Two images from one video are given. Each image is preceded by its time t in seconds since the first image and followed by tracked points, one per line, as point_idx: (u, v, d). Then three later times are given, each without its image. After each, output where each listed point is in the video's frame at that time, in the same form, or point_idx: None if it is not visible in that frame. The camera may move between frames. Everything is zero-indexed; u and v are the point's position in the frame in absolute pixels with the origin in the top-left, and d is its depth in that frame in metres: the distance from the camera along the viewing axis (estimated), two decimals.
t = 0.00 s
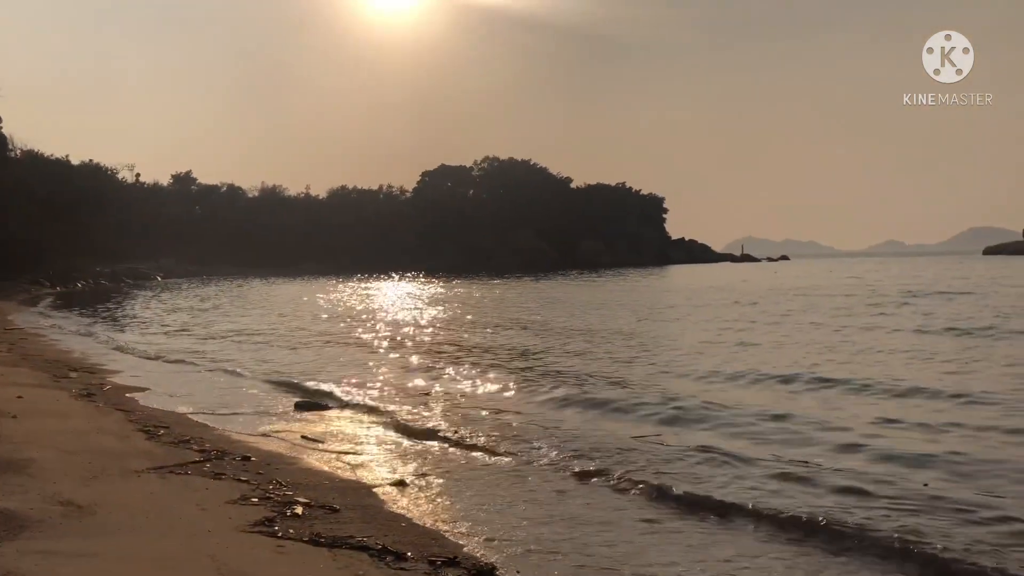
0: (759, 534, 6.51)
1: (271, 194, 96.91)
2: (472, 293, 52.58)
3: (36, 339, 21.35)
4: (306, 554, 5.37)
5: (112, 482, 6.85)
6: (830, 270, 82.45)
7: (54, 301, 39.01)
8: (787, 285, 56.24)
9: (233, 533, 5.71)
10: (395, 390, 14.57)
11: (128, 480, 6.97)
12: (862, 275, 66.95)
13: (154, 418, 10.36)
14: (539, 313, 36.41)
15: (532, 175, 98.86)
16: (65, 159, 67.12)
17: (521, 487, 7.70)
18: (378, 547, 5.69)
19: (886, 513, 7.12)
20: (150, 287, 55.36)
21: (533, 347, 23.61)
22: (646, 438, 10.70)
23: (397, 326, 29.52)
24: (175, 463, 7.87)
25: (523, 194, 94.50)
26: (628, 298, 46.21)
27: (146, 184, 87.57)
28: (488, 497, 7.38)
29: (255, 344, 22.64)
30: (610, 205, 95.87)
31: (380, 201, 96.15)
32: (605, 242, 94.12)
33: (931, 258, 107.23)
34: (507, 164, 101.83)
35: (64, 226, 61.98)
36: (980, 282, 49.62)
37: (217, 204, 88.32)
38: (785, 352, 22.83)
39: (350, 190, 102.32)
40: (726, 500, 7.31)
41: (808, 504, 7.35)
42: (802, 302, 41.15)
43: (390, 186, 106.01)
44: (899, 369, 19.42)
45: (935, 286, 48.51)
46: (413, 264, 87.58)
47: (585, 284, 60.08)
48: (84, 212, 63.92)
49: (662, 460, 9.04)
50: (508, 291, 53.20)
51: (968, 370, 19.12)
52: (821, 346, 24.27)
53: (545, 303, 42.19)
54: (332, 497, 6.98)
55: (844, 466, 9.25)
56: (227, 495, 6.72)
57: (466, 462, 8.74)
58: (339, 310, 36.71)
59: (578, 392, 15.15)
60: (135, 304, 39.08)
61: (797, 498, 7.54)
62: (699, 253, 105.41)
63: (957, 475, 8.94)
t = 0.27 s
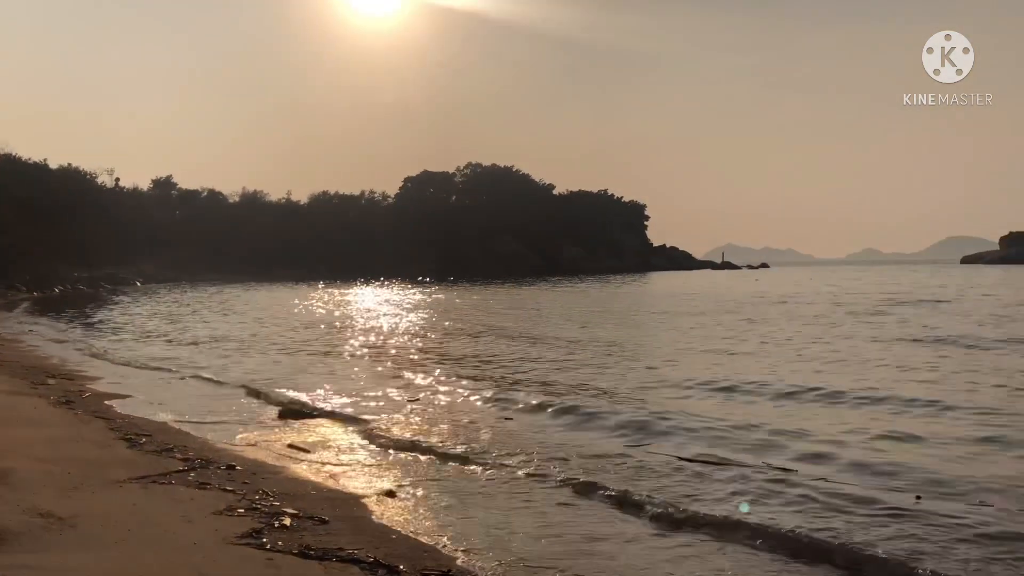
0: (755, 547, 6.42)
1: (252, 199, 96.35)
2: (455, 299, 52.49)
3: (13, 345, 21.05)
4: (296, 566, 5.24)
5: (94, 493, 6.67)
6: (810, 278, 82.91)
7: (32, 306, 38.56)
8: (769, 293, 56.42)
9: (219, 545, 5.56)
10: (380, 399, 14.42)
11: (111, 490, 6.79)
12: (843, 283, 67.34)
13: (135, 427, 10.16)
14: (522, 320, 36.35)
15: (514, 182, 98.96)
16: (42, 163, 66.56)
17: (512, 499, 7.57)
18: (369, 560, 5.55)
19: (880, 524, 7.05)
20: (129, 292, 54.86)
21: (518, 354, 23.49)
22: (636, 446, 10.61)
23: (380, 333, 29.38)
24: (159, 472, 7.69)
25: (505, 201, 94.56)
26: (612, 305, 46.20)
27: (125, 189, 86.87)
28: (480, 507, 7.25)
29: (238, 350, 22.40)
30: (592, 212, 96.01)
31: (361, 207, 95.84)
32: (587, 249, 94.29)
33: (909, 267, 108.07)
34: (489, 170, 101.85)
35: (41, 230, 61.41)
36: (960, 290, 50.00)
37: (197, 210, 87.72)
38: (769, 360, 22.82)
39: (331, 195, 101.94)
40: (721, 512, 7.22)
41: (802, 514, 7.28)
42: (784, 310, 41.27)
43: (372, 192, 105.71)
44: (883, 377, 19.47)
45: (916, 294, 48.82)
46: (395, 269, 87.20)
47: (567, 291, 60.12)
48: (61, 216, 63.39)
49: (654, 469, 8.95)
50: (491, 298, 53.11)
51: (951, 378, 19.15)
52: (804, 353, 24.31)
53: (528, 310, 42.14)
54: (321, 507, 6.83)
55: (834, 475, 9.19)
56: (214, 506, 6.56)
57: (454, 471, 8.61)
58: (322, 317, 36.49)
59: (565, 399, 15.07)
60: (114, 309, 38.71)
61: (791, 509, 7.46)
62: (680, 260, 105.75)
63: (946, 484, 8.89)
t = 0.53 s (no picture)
0: (755, 556, 6.34)
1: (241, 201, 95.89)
2: (445, 302, 52.38)
3: None
4: None
5: (84, 499, 6.54)
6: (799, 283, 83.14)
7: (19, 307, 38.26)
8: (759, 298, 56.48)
9: (213, 554, 5.44)
10: (372, 404, 14.31)
11: (101, 495, 6.68)
12: (833, 288, 67.45)
13: (124, 431, 10.03)
14: (513, 323, 36.29)
15: (504, 185, 98.93)
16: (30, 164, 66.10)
17: (510, 506, 7.47)
18: (365, 570, 5.45)
19: (881, 534, 6.97)
20: (117, 294, 54.54)
21: (508, 359, 23.42)
22: (631, 452, 10.52)
23: (370, 337, 29.27)
24: (151, 478, 7.56)
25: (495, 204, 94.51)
26: (602, 309, 46.14)
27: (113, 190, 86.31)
28: (477, 516, 7.14)
29: (227, 354, 22.24)
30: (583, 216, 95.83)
31: (351, 210, 95.52)
32: (576, 253, 94.32)
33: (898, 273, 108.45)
34: (480, 173, 101.79)
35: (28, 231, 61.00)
36: (948, 296, 50.19)
37: (186, 212, 87.23)
38: (761, 365, 22.80)
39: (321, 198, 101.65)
40: (720, 520, 7.14)
41: (802, 523, 7.20)
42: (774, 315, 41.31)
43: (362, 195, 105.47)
44: (875, 383, 19.46)
45: (905, 300, 48.93)
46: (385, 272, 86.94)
47: (557, 295, 60.08)
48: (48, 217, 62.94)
49: (650, 476, 8.86)
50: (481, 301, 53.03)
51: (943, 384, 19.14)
52: (795, 359, 24.31)
53: (519, 313, 42.07)
54: (316, 515, 6.72)
55: (831, 482, 9.13)
56: (206, 513, 6.44)
57: (449, 478, 8.50)
58: (311, 319, 36.34)
59: (558, 405, 14.99)
60: (101, 311, 38.44)
61: (790, 517, 7.39)
62: (669, 264, 105.92)
63: (946, 491, 8.81)
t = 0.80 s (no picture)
0: (762, 564, 6.29)
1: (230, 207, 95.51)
2: (434, 308, 52.29)
3: None
4: None
5: (81, 505, 6.45)
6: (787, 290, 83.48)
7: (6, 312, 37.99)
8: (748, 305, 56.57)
9: (214, 562, 5.35)
10: (366, 411, 14.23)
11: (98, 502, 6.58)
12: (821, 296, 67.71)
13: (119, 437, 9.92)
14: (503, 329, 36.25)
15: (495, 190, 98.98)
16: (18, 167, 65.75)
17: (512, 514, 7.40)
18: None
19: (888, 540, 6.93)
20: (104, 299, 54.24)
21: (500, 365, 23.36)
22: (628, 458, 10.47)
23: (361, 343, 29.17)
24: (149, 484, 7.47)
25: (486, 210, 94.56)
26: (592, 316, 46.09)
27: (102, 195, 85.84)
28: (479, 523, 7.08)
29: (218, 359, 22.10)
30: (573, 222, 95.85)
31: (341, 216, 95.27)
32: (566, 259, 94.46)
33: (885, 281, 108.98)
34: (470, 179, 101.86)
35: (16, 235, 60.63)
36: (935, 304, 50.44)
37: (176, 217, 86.81)
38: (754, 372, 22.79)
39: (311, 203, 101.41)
40: (724, 527, 7.09)
41: (808, 530, 7.15)
42: (764, 322, 41.37)
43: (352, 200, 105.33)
44: (866, 389, 19.49)
45: (893, 307, 49.07)
46: (376, 277, 86.71)
47: (547, 301, 60.04)
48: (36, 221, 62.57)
49: (651, 482, 8.80)
50: (471, 307, 52.96)
51: (934, 391, 19.21)
52: (786, 365, 24.33)
53: (509, 319, 42.05)
54: (317, 522, 6.64)
55: (830, 488, 9.11)
56: (206, 519, 6.35)
57: (448, 484, 8.43)
58: (301, 325, 36.20)
59: (552, 412, 14.96)
60: (90, 316, 38.18)
61: (793, 523, 7.35)
62: (659, 271, 106.17)
63: (949, 497, 8.79)
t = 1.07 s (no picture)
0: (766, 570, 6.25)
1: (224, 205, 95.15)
2: (428, 308, 52.30)
3: None
4: None
5: (79, 508, 6.37)
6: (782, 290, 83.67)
7: None
8: (741, 305, 56.68)
9: (215, 566, 5.29)
10: (362, 412, 14.17)
11: (95, 505, 6.50)
12: (815, 296, 67.91)
13: (115, 437, 9.84)
14: (498, 329, 36.23)
15: (490, 190, 98.97)
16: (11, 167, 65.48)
17: (515, 515, 7.38)
18: None
19: (894, 544, 6.90)
20: (97, 298, 54.13)
21: (496, 366, 23.35)
22: (627, 459, 10.42)
23: (356, 343, 29.11)
24: (145, 486, 7.40)
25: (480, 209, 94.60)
26: (587, 316, 46.05)
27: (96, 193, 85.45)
28: (479, 525, 7.01)
29: (212, 359, 22.03)
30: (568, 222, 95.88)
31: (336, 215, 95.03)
32: (561, 258, 94.56)
33: (878, 281, 109.39)
34: (466, 178, 101.82)
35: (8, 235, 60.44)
36: (929, 304, 50.58)
37: (169, 216, 86.52)
38: (750, 372, 22.79)
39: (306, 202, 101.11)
40: (726, 531, 7.04)
41: (813, 532, 7.12)
42: (758, 322, 41.44)
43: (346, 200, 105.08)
44: (861, 389, 19.51)
45: (887, 307, 49.17)
46: (370, 278, 86.67)
47: (542, 301, 60.04)
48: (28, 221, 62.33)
49: (653, 485, 8.73)
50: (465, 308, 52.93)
51: (930, 391, 19.23)
52: (782, 365, 24.35)
53: (504, 320, 42.09)
54: (318, 525, 6.58)
55: (832, 490, 9.08)
56: (205, 522, 6.29)
57: (448, 485, 8.37)
58: (296, 325, 36.19)
59: (548, 412, 14.94)
60: (83, 315, 38.09)
61: (797, 524, 7.32)
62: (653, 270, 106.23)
63: (953, 499, 8.77)
